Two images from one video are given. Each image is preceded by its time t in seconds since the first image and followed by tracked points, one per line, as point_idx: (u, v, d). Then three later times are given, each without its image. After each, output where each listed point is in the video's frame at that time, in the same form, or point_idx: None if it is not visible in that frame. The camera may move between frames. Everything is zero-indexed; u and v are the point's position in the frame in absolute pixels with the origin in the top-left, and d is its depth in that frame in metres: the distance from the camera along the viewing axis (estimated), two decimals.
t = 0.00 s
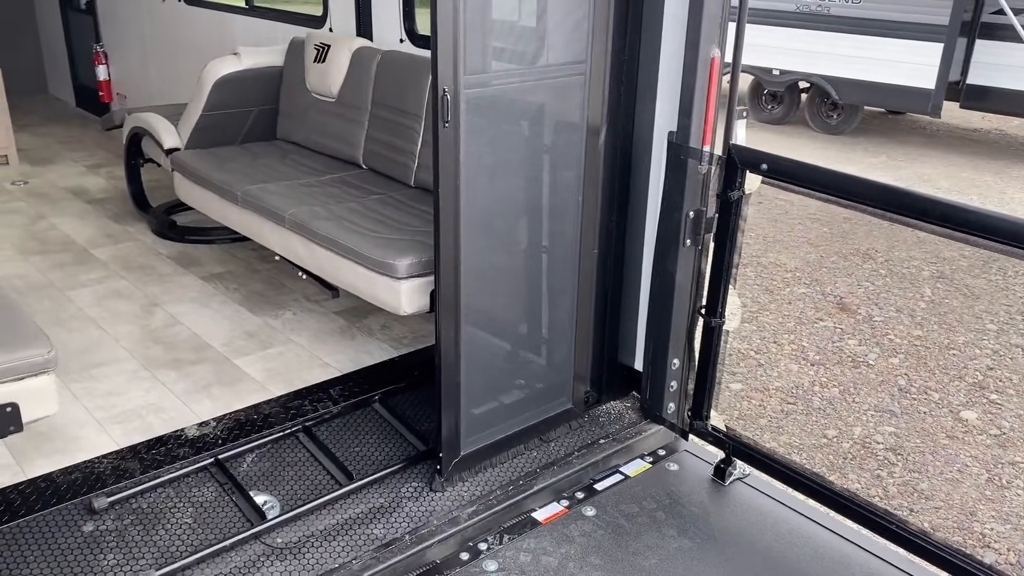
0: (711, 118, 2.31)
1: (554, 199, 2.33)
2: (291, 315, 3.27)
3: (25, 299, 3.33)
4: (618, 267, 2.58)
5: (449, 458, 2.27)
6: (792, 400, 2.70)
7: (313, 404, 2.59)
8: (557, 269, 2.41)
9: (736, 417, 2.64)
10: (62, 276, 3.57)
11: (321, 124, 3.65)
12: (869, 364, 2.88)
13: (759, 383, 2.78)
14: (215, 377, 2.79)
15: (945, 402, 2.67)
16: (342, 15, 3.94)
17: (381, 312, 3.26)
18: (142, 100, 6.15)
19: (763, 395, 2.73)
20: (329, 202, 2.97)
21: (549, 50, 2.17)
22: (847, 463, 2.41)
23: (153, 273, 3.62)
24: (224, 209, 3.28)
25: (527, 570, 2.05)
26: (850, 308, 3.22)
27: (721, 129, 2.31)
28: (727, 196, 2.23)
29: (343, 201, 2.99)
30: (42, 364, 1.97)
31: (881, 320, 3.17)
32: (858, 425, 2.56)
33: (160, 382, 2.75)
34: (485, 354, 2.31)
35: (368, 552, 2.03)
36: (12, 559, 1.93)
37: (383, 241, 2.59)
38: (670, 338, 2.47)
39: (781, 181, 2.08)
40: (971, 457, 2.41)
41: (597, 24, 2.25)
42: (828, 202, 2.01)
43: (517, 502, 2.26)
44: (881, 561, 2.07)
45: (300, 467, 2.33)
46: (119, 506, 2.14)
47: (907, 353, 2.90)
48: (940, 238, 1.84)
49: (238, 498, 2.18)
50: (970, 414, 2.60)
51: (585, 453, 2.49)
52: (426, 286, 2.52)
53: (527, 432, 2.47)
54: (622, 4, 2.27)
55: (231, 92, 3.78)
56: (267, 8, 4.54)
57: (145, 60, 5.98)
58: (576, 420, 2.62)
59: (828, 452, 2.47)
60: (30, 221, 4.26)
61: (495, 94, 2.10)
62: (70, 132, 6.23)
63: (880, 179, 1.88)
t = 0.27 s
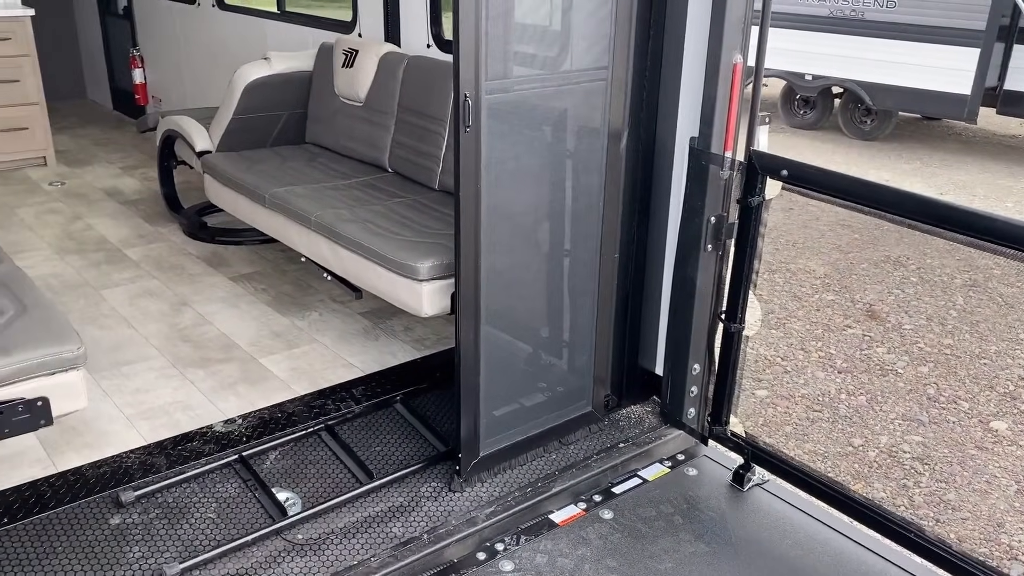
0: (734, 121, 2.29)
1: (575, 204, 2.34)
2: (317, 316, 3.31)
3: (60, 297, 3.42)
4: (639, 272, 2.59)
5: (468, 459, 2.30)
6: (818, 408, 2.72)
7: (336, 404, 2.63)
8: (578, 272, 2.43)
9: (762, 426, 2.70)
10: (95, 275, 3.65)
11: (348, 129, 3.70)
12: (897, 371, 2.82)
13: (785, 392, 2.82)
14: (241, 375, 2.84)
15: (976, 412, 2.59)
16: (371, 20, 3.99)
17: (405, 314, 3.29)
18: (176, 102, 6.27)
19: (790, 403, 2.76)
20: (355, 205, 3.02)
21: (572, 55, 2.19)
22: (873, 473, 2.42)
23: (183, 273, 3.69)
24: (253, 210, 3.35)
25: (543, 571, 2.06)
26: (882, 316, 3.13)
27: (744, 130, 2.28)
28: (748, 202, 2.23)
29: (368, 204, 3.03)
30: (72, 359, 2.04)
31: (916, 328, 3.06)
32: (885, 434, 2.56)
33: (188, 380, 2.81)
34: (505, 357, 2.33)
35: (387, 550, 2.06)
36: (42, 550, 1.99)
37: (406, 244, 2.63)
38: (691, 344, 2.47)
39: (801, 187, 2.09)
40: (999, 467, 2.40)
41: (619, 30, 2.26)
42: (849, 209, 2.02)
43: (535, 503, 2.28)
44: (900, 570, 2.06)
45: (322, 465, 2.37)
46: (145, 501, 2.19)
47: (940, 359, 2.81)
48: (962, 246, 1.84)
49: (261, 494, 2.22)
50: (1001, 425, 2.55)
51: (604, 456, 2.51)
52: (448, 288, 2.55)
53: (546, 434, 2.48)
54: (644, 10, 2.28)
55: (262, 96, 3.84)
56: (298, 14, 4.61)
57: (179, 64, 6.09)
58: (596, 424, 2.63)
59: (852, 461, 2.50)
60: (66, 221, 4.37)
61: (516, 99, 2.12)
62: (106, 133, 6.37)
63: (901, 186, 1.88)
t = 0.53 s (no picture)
0: (757, 126, 2.28)
1: (596, 210, 2.36)
2: (342, 319, 3.36)
3: (93, 299, 3.50)
4: (660, 277, 2.59)
5: (488, 462, 2.32)
6: (844, 417, 2.68)
7: (359, 406, 2.67)
8: (600, 278, 2.44)
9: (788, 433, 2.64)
10: (127, 278, 3.74)
11: (375, 136, 3.75)
12: (926, 379, 2.84)
13: (811, 400, 2.77)
14: (268, 377, 2.89)
15: (1005, 422, 2.61)
16: (398, 29, 4.05)
17: (429, 318, 3.33)
18: (208, 109, 6.38)
19: (816, 411, 2.71)
20: (380, 210, 3.06)
21: (594, 62, 2.21)
22: (899, 483, 2.39)
23: (212, 276, 3.76)
24: (280, 215, 3.40)
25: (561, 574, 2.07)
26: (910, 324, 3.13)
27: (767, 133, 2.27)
28: (768, 209, 2.25)
29: (393, 209, 3.07)
30: (102, 359, 2.09)
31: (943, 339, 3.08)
32: (913, 444, 2.53)
33: (215, 381, 2.86)
34: (526, 362, 2.35)
35: (407, 551, 2.09)
36: (72, 545, 2.04)
37: (429, 248, 2.66)
38: (712, 350, 2.47)
39: (823, 194, 2.11)
40: None
41: (641, 38, 2.28)
42: (871, 217, 2.03)
43: (554, 507, 2.30)
44: None
45: (345, 466, 2.40)
46: (172, 498, 2.24)
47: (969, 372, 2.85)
48: (983, 254, 1.84)
49: (284, 494, 2.26)
50: None
51: (624, 462, 2.51)
52: (469, 292, 2.58)
53: (566, 438, 2.49)
54: (666, 17, 2.30)
55: (291, 103, 3.90)
56: (327, 22, 4.69)
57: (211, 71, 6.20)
58: (617, 429, 2.64)
59: (878, 470, 2.46)
60: (100, 224, 4.47)
61: (538, 107, 2.14)
62: (139, 139, 6.50)
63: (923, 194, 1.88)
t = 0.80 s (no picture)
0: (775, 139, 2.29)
1: (615, 220, 2.38)
2: (365, 328, 3.41)
3: (123, 306, 3.58)
4: (679, 288, 2.61)
5: (506, 470, 2.34)
6: (868, 428, 2.68)
7: (380, 413, 2.71)
8: (618, 288, 2.46)
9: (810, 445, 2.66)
10: (157, 286, 3.82)
11: (398, 147, 3.81)
12: (952, 393, 2.76)
13: (834, 411, 2.78)
14: (291, 384, 2.94)
15: None
16: (422, 42, 4.11)
17: (450, 327, 3.36)
18: (236, 120, 6.50)
19: (839, 424, 2.72)
20: (402, 220, 3.11)
21: (612, 75, 2.24)
22: (923, 496, 2.39)
23: (239, 285, 3.83)
24: (305, 225, 3.47)
25: None
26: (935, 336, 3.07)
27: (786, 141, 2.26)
28: (786, 220, 2.26)
29: (415, 220, 3.12)
30: (129, 365, 2.15)
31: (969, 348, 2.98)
32: (937, 457, 2.53)
33: (240, 387, 2.92)
34: (545, 371, 2.37)
35: (425, 557, 2.12)
36: (99, 546, 2.10)
37: (450, 258, 2.70)
38: (730, 361, 2.48)
39: (840, 206, 2.12)
40: None
41: (659, 51, 2.30)
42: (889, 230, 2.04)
43: (571, 515, 2.32)
44: None
45: (365, 472, 2.44)
46: (196, 502, 2.29)
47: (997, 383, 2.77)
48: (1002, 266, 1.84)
49: (306, 499, 2.30)
50: None
51: (642, 471, 2.53)
52: (488, 302, 2.61)
53: (584, 448, 2.51)
54: (684, 29, 2.32)
55: (317, 116, 3.98)
56: (352, 35, 4.76)
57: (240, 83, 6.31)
58: (635, 439, 2.65)
59: (902, 482, 2.47)
60: (130, 234, 4.57)
61: (556, 119, 2.18)
62: (170, 149, 6.63)
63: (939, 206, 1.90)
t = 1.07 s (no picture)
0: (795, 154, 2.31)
1: (634, 234, 2.40)
2: (387, 340, 3.44)
3: (151, 318, 3.66)
4: (699, 301, 2.61)
5: (524, 481, 2.36)
6: (892, 444, 2.67)
7: (400, 424, 2.74)
8: (637, 302, 2.47)
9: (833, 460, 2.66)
10: (184, 298, 3.90)
11: (421, 162, 3.86)
12: (978, 410, 2.67)
13: (858, 427, 2.74)
14: (314, 395, 2.98)
15: None
16: (446, 58, 4.16)
17: (471, 339, 3.39)
18: (264, 135, 6.60)
19: (863, 440, 2.69)
20: (424, 234, 3.15)
21: (631, 90, 2.27)
22: (949, 514, 2.37)
23: (265, 297, 3.90)
24: (329, 237, 3.52)
25: None
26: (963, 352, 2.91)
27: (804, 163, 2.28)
28: (804, 234, 2.27)
29: (436, 233, 3.15)
30: (156, 374, 2.20)
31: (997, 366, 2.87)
32: (963, 474, 2.50)
33: (264, 398, 2.96)
34: (564, 383, 2.39)
35: (444, 567, 2.14)
36: (125, 552, 2.14)
37: (470, 271, 2.73)
38: (750, 375, 2.48)
39: (858, 221, 2.13)
40: None
41: (678, 66, 2.32)
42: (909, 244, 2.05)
43: (589, 528, 2.33)
44: None
45: (386, 483, 2.46)
46: (220, 510, 2.33)
47: None
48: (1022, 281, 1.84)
49: (327, 508, 2.33)
50: None
51: (660, 485, 2.53)
52: (508, 314, 2.64)
53: (603, 460, 2.52)
54: (703, 45, 2.35)
55: (341, 131, 4.04)
56: (378, 51, 4.83)
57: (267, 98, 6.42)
58: (654, 452, 2.65)
59: (927, 500, 2.45)
60: (159, 247, 4.66)
61: (575, 134, 2.21)
62: (198, 164, 6.75)
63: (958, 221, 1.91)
